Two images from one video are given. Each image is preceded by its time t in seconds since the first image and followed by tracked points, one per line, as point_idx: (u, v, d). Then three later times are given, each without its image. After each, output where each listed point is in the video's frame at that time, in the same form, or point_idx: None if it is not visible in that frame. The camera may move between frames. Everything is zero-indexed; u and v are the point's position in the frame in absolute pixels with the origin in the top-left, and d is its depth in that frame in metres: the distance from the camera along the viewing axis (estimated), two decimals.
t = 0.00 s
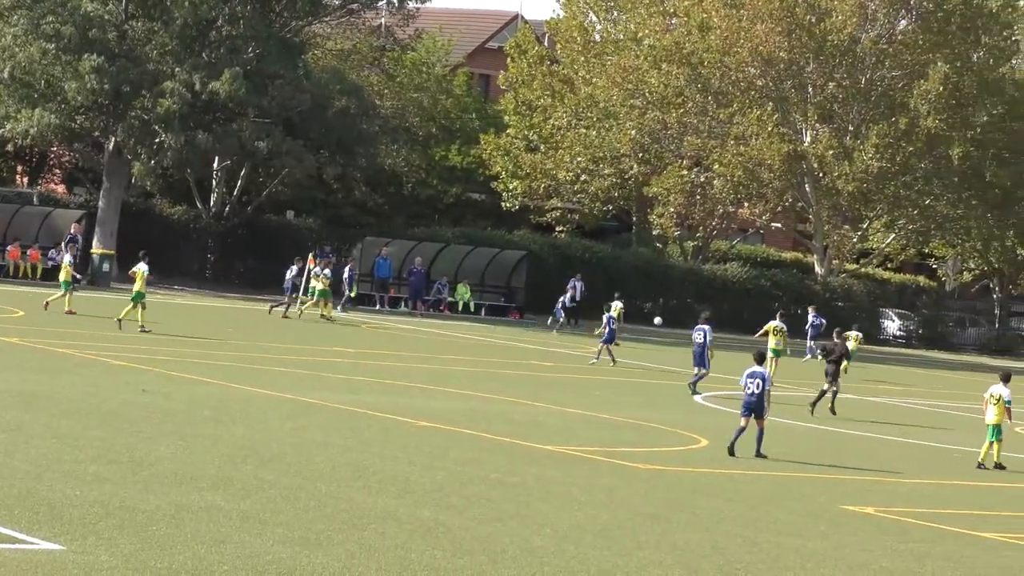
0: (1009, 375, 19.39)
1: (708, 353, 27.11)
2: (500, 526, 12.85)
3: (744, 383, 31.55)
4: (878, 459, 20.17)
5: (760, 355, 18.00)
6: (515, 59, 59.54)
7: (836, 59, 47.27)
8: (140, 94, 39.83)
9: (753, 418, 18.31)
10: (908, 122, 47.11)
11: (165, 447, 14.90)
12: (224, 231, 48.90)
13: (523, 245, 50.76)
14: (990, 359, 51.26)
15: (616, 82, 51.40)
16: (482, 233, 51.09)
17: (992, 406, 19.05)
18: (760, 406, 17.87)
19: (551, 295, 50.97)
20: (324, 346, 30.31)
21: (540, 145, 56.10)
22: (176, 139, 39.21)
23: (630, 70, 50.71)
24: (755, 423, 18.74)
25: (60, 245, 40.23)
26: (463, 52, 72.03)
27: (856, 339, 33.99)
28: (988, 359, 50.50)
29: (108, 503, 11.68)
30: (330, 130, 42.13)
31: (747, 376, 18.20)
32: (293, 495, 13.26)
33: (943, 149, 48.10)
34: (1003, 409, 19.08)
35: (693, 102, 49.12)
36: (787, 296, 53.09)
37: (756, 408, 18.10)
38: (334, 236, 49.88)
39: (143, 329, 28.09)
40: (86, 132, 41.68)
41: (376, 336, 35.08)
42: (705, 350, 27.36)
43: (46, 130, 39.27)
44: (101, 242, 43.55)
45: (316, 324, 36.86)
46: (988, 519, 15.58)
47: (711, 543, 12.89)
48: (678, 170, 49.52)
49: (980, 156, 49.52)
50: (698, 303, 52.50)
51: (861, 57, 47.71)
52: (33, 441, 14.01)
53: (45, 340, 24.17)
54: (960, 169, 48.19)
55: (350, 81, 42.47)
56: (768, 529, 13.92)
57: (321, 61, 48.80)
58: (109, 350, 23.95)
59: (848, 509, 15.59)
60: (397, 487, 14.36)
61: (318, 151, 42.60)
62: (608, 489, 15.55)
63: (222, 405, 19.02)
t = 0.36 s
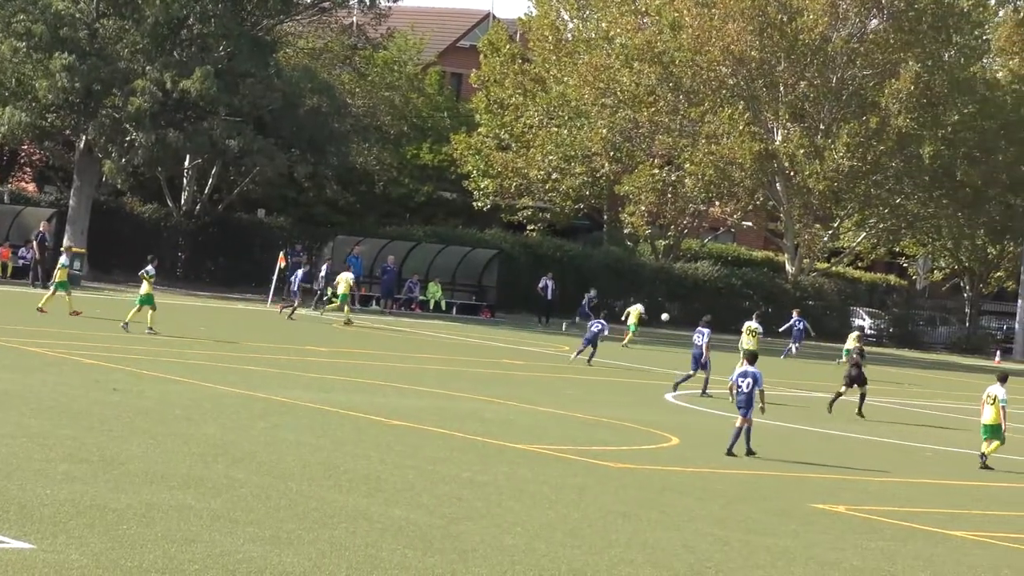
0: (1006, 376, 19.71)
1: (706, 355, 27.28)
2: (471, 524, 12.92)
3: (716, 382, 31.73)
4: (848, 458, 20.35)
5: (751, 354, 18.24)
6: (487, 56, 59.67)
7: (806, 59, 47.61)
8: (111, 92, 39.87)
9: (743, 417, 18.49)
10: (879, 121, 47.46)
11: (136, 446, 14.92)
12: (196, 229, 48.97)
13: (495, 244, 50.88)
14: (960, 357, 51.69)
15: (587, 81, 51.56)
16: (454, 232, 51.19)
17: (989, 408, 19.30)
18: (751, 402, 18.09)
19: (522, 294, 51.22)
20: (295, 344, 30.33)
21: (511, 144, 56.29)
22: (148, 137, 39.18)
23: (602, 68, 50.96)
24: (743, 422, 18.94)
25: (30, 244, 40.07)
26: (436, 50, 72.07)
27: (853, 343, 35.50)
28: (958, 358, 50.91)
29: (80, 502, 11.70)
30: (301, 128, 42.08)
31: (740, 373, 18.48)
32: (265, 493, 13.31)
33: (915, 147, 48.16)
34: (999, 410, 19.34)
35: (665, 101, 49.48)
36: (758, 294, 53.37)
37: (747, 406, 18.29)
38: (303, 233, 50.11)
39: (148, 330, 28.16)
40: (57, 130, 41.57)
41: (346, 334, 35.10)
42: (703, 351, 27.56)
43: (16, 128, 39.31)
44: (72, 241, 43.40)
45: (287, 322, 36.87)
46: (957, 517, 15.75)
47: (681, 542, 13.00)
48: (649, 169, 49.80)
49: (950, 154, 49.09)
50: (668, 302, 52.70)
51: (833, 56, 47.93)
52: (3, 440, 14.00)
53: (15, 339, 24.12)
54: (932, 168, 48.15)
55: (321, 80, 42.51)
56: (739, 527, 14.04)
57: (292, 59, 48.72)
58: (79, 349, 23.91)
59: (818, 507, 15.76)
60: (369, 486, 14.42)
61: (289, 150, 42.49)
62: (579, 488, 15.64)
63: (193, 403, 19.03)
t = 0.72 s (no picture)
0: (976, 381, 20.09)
1: (677, 356, 27.80)
2: (414, 524, 13.02)
3: (660, 381, 31.98)
4: (789, 456, 20.67)
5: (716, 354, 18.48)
6: (432, 54, 59.62)
7: (750, 58, 48.11)
8: (53, 90, 39.66)
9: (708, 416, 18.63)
10: (822, 120, 48.07)
11: (76, 444, 14.91)
12: (138, 228, 48.71)
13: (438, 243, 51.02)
14: (900, 356, 52.39)
15: (531, 80, 51.82)
16: (396, 230, 51.29)
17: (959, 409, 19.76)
18: (719, 402, 18.18)
19: (464, 293, 51.54)
20: (237, 342, 30.30)
21: (455, 142, 56.37)
22: (90, 135, 39.00)
23: (545, 67, 51.36)
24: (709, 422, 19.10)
25: None
26: (379, 48, 72.08)
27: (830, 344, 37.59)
28: (897, 357, 51.59)
29: (20, 500, 11.72)
30: (243, 126, 41.65)
31: (706, 373, 18.57)
32: (206, 492, 13.36)
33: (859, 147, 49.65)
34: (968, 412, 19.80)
35: (608, 100, 49.78)
36: (701, 293, 53.84)
37: (712, 406, 18.42)
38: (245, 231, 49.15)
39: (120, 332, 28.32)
40: None
41: (289, 332, 35.11)
42: (673, 352, 28.10)
43: None
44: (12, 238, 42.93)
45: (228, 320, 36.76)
46: (896, 515, 16.04)
47: (624, 541, 13.18)
48: (593, 168, 50.19)
49: (891, 153, 49.77)
50: (611, 301, 52.99)
51: (776, 55, 48.43)
52: None
53: None
54: (873, 166, 49.35)
55: (265, 78, 42.47)
56: (681, 526, 14.23)
57: (235, 57, 48.49)
58: (18, 346, 23.77)
59: (760, 505, 16.03)
60: (311, 484, 14.50)
61: (232, 148, 42.13)
62: (523, 487, 15.79)
63: (134, 401, 19.02)
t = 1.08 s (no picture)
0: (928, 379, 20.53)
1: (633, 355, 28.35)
2: (341, 520, 13.29)
3: (588, 378, 32.35)
4: (712, 453, 21.08)
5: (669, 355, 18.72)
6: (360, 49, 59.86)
7: (675, 55, 48.83)
8: None
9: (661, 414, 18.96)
10: (748, 117, 48.85)
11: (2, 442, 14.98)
12: (63, 224, 48.22)
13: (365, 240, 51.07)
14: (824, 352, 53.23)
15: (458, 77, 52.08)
16: (323, 227, 51.29)
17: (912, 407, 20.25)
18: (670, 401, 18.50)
19: (391, 290, 51.69)
20: (164, 339, 30.28)
21: (382, 138, 56.33)
22: (15, 131, 38.92)
23: (470, 63, 51.61)
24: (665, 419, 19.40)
25: None
26: (305, 45, 71.93)
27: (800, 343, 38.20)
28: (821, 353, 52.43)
29: None
30: (169, 122, 41.59)
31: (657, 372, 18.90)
32: (133, 489, 13.51)
33: (783, 143, 49.76)
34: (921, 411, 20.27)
35: (535, 97, 50.30)
36: (628, 290, 54.26)
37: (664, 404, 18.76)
38: (170, 228, 49.09)
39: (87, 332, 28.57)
40: None
41: (216, 329, 35.08)
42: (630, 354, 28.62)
43: None
44: None
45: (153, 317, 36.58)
46: (818, 510, 16.49)
47: (551, 537, 13.48)
48: (519, 164, 50.61)
49: (817, 149, 50.40)
50: (539, 297, 53.40)
51: (702, 52, 49.19)
52: None
53: None
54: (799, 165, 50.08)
55: (190, 74, 42.55)
56: (607, 522, 14.58)
57: (160, 53, 48.23)
58: None
59: (686, 501, 16.41)
60: (239, 481, 14.68)
61: (157, 144, 41.97)
62: (451, 484, 16.07)
63: (61, 398, 19.06)
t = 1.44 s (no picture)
0: (931, 382, 20.75)
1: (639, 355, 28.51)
2: (314, 518, 13.40)
3: (560, 376, 32.51)
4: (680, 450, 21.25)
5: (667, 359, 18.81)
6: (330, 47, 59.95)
7: (646, 53, 48.93)
8: None
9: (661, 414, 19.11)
10: (719, 115, 49.16)
11: None
12: (31, 223, 47.93)
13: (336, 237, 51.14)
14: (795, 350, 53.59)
15: (429, 74, 52.27)
16: (295, 224, 51.30)
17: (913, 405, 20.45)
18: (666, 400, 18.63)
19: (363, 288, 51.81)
20: (135, 336, 30.25)
21: (353, 136, 56.35)
22: None
23: (442, 61, 51.95)
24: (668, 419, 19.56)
25: None
26: (276, 42, 71.84)
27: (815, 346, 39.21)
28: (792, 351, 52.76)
29: None
30: (140, 120, 41.39)
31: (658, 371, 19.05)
32: (103, 486, 13.55)
33: (754, 142, 49.91)
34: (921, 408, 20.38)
35: (505, 95, 50.35)
36: (599, 287, 54.38)
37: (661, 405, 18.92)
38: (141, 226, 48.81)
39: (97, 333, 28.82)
40: None
41: (187, 326, 35.06)
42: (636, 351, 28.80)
43: None
44: None
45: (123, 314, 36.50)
46: (789, 508, 16.68)
47: (524, 535, 13.60)
48: (491, 163, 50.74)
49: (789, 148, 50.79)
50: (509, 295, 53.59)
51: (673, 50, 49.38)
52: None
53: None
54: (770, 162, 50.35)
55: (161, 71, 42.10)
56: (580, 520, 14.73)
57: (130, 50, 48.06)
58: None
59: (659, 500, 16.57)
60: (210, 479, 14.74)
61: (127, 142, 41.76)
62: (423, 482, 16.19)
63: (33, 396, 19.06)
